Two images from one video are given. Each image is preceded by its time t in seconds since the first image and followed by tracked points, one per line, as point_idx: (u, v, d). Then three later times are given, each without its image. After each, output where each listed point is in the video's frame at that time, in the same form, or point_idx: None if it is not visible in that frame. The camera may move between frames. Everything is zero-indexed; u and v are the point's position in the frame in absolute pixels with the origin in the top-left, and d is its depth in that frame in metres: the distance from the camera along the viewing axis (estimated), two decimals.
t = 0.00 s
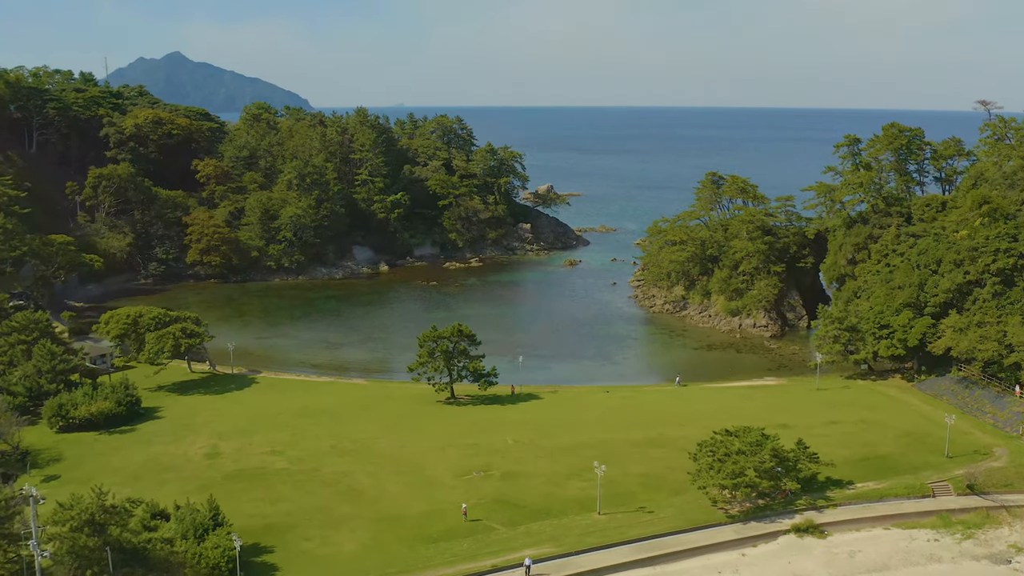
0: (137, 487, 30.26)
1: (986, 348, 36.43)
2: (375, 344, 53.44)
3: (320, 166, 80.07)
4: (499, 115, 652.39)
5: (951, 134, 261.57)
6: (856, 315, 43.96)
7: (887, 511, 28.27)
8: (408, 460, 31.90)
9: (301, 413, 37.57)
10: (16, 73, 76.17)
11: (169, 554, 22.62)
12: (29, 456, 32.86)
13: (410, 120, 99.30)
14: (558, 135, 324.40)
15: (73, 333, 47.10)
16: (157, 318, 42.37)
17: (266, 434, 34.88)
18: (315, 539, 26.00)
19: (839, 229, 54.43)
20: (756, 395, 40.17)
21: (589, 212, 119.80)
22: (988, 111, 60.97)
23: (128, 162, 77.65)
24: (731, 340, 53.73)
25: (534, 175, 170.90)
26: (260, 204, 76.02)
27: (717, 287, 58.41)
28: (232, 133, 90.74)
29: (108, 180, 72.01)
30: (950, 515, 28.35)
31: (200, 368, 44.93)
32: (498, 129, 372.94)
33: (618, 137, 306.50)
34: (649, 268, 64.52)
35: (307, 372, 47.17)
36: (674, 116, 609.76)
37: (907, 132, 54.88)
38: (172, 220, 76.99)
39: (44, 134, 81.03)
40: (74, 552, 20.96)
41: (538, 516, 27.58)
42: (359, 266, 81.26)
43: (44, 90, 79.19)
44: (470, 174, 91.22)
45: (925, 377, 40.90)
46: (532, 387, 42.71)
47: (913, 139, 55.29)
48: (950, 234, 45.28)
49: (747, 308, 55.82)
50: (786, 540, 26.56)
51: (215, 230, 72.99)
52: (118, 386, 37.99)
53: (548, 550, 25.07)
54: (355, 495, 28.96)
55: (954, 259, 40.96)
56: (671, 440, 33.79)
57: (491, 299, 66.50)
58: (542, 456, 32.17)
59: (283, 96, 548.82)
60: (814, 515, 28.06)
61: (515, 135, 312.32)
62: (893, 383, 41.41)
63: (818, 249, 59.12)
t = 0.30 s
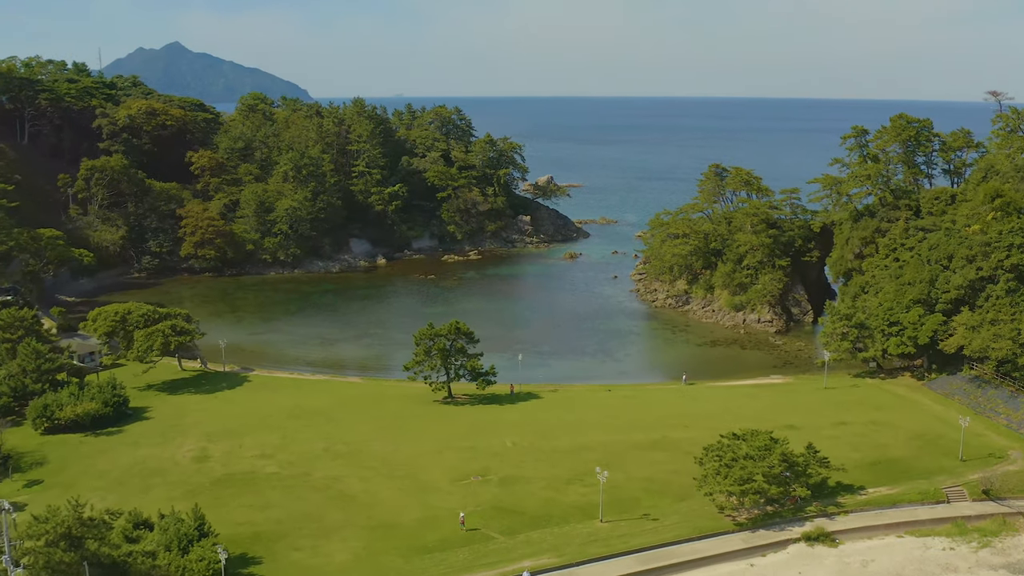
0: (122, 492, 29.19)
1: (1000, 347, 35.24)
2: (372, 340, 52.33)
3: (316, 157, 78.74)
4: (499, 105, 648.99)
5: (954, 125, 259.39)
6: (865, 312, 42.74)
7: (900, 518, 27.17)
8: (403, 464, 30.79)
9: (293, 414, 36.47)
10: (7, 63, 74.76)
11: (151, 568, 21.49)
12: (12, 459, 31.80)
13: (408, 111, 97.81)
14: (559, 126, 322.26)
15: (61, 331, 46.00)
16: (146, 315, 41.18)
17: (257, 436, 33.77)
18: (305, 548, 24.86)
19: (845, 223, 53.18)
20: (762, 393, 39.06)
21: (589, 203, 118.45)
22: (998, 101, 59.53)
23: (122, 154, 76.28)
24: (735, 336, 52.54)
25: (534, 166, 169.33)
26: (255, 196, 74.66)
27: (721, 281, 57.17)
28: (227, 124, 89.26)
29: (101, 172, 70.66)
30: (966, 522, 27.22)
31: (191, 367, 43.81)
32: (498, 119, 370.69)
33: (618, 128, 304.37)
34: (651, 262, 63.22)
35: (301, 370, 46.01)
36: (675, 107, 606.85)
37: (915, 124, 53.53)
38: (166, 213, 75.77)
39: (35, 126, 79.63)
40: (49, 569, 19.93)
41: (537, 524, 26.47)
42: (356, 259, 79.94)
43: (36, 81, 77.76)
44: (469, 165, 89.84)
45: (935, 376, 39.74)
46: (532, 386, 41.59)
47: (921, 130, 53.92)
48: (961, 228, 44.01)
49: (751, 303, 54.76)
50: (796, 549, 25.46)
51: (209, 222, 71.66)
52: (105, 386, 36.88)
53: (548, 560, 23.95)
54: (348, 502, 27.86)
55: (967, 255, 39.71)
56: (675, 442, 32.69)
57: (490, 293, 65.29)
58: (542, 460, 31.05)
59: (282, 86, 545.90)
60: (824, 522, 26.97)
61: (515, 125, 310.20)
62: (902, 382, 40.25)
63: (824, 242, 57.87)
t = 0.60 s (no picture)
0: (106, 500, 28.16)
1: (1016, 347, 34.05)
2: (368, 338, 51.17)
3: (312, 150, 77.43)
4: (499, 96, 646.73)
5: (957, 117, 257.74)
6: (874, 310, 41.55)
7: (914, 527, 26.07)
8: (397, 470, 29.73)
9: (286, 416, 35.35)
10: None
11: None
12: None
13: (406, 103, 96.35)
14: (559, 117, 320.16)
15: (49, 330, 44.90)
16: (133, 314, 40.06)
17: (247, 440, 32.73)
18: (295, 561, 23.77)
19: (852, 217, 51.92)
20: (769, 394, 37.92)
21: (590, 196, 117.09)
22: (1009, 93, 58.14)
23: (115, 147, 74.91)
24: (740, 334, 51.39)
25: (534, 158, 167.78)
26: (250, 190, 73.33)
27: (724, 277, 55.97)
28: (223, 116, 87.89)
29: (94, 165, 69.32)
30: (983, 531, 26.12)
31: (182, 366, 42.69)
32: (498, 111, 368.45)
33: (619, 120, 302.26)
34: (653, 256, 61.98)
35: (296, 369, 44.91)
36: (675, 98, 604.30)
37: (924, 116, 52.17)
38: (160, 207, 74.52)
39: (27, 118, 78.27)
40: None
41: (537, 534, 25.38)
42: (353, 253, 78.67)
43: (27, 73, 76.32)
44: (467, 158, 88.50)
45: (947, 376, 38.60)
46: (532, 386, 40.47)
47: (930, 122, 52.58)
48: (973, 224, 42.74)
49: (756, 299, 53.67)
50: (807, 561, 24.40)
51: (204, 216, 70.42)
52: (91, 388, 35.79)
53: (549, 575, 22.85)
54: (340, 511, 26.79)
55: (980, 252, 38.46)
56: (679, 447, 31.59)
57: (489, 289, 64.14)
58: (542, 465, 29.98)
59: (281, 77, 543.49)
60: (836, 532, 25.90)
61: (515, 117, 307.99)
62: (912, 382, 39.13)
63: (830, 237, 56.60)
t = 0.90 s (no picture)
0: (88, 511, 27.06)
1: None
2: (364, 338, 49.98)
3: (309, 144, 76.14)
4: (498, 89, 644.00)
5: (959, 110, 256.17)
6: (883, 310, 40.35)
7: (929, 540, 24.92)
8: (392, 479, 28.63)
9: (277, 422, 34.24)
10: None
11: None
12: None
13: (404, 96, 94.94)
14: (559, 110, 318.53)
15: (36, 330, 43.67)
16: (121, 315, 38.96)
17: (237, 447, 31.66)
18: None
19: (860, 214, 50.70)
20: (776, 397, 36.80)
21: (590, 191, 115.80)
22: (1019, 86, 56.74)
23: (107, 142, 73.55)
24: (744, 333, 50.20)
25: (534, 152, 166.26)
26: (244, 185, 71.99)
27: (728, 275, 54.76)
28: (217, 110, 86.47)
29: (86, 160, 68.11)
30: (1000, 544, 24.99)
31: (172, 368, 41.54)
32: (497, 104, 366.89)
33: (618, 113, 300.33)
34: (655, 253, 60.73)
35: (289, 371, 43.77)
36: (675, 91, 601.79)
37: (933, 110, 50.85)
38: (154, 203, 73.14)
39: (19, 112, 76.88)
40: None
41: (537, 548, 24.27)
42: (350, 249, 77.39)
43: (18, 66, 74.93)
44: (466, 152, 87.16)
45: (958, 379, 37.47)
46: (531, 389, 39.35)
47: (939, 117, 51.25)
48: (986, 221, 41.47)
49: (760, 297, 52.49)
50: None
51: (197, 212, 69.16)
52: (77, 391, 34.70)
53: None
54: (331, 523, 25.69)
55: (994, 251, 37.22)
56: (684, 454, 30.47)
57: (488, 286, 62.95)
58: (542, 474, 28.88)
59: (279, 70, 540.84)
60: (848, 546, 24.75)
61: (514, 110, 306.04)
62: (923, 385, 38.01)
63: (836, 234, 55.31)
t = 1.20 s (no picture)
0: (68, 525, 25.95)
1: None
2: (360, 339, 48.82)
3: (305, 140, 74.91)
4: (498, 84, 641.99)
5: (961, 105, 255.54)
6: (894, 312, 39.22)
7: (945, 556, 23.45)
8: (385, 492, 27.50)
9: (268, 429, 33.14)
10: None
11: None
12: None
13: (403, 91, 93.58)
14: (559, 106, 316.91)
15: (22, 333, 42.50)
16: (107, 317, 37.83)
17: (226, 456, 30.57)
18: None
19: (867, 212, 49.49)
20: (783, 403, 35.68)
21: (591, 187, 114.52)
22: None
23: (100, 138, 72.26)
24: (749, 334, 49.06)
25: (534, 148, 164.91)
26: (239, 181, 70.64)
27: (732, 274, 53.60)
28: (212, 105, 85.17)
29: (78, 157, 66.95)
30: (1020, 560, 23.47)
31: (162, 372, 40.42)
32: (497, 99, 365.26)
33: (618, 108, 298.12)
34: (657, 252, 59.57)
35: (283, 375, 42.62)
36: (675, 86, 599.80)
37: (942, 106, 49.54)
38: (147, 200, 71.54)
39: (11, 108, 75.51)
40: None
41: (536, 565, 23.11)
42: (347, 247, 76.18)
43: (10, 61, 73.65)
44: (465, 148, 85.86)
45: (970, 384, 36.39)
46: (530, 394, 38.23)
47: (948, 113, 49.92)
48: (999, 221, 40.25)
49: (765, 297, 51.35)
50: None
51: (191, 210, 67.94)
52: (62, 398, 33.55)
53: None
54: (321, 539, 24.56)
55: (1008, 252, 36.02)
56: (689, 464, 29.34)
57: (487, 286, 61.80)
58: (542, 486, 27.78)
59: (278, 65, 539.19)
60: (861, 562, 23.35)
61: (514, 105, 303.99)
62: (934, 390, 36.91)
63: (843, 232, 54.03)
